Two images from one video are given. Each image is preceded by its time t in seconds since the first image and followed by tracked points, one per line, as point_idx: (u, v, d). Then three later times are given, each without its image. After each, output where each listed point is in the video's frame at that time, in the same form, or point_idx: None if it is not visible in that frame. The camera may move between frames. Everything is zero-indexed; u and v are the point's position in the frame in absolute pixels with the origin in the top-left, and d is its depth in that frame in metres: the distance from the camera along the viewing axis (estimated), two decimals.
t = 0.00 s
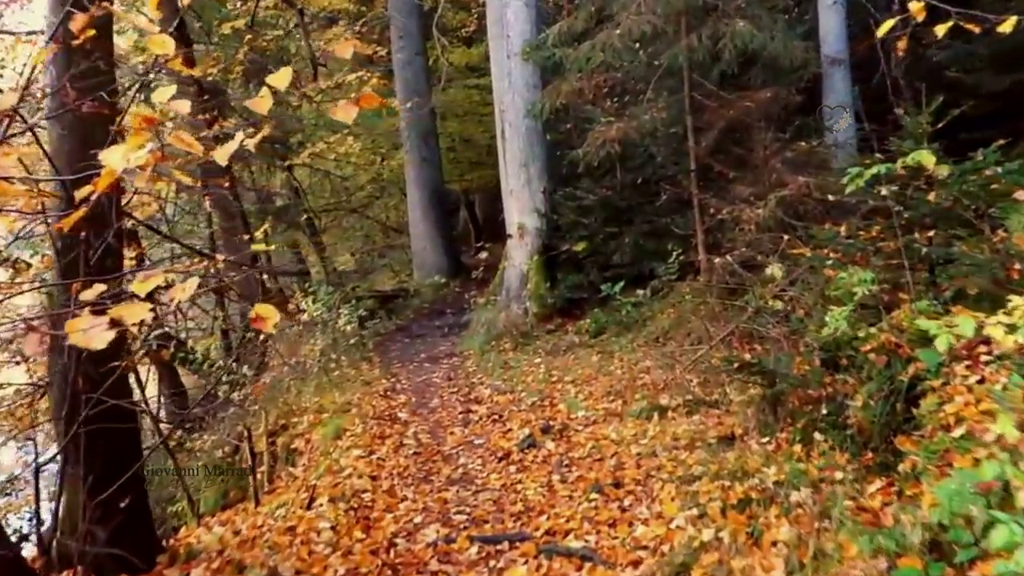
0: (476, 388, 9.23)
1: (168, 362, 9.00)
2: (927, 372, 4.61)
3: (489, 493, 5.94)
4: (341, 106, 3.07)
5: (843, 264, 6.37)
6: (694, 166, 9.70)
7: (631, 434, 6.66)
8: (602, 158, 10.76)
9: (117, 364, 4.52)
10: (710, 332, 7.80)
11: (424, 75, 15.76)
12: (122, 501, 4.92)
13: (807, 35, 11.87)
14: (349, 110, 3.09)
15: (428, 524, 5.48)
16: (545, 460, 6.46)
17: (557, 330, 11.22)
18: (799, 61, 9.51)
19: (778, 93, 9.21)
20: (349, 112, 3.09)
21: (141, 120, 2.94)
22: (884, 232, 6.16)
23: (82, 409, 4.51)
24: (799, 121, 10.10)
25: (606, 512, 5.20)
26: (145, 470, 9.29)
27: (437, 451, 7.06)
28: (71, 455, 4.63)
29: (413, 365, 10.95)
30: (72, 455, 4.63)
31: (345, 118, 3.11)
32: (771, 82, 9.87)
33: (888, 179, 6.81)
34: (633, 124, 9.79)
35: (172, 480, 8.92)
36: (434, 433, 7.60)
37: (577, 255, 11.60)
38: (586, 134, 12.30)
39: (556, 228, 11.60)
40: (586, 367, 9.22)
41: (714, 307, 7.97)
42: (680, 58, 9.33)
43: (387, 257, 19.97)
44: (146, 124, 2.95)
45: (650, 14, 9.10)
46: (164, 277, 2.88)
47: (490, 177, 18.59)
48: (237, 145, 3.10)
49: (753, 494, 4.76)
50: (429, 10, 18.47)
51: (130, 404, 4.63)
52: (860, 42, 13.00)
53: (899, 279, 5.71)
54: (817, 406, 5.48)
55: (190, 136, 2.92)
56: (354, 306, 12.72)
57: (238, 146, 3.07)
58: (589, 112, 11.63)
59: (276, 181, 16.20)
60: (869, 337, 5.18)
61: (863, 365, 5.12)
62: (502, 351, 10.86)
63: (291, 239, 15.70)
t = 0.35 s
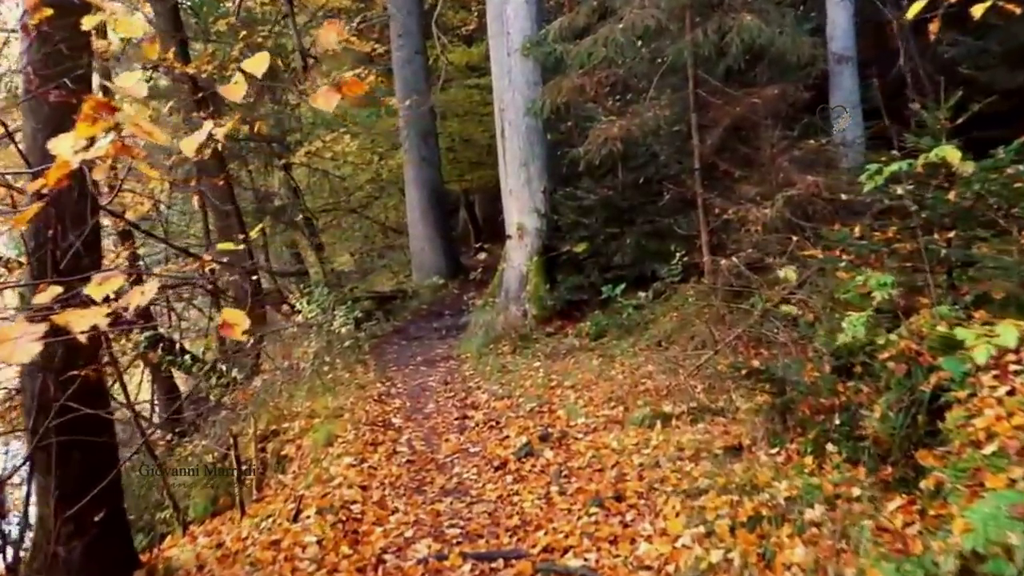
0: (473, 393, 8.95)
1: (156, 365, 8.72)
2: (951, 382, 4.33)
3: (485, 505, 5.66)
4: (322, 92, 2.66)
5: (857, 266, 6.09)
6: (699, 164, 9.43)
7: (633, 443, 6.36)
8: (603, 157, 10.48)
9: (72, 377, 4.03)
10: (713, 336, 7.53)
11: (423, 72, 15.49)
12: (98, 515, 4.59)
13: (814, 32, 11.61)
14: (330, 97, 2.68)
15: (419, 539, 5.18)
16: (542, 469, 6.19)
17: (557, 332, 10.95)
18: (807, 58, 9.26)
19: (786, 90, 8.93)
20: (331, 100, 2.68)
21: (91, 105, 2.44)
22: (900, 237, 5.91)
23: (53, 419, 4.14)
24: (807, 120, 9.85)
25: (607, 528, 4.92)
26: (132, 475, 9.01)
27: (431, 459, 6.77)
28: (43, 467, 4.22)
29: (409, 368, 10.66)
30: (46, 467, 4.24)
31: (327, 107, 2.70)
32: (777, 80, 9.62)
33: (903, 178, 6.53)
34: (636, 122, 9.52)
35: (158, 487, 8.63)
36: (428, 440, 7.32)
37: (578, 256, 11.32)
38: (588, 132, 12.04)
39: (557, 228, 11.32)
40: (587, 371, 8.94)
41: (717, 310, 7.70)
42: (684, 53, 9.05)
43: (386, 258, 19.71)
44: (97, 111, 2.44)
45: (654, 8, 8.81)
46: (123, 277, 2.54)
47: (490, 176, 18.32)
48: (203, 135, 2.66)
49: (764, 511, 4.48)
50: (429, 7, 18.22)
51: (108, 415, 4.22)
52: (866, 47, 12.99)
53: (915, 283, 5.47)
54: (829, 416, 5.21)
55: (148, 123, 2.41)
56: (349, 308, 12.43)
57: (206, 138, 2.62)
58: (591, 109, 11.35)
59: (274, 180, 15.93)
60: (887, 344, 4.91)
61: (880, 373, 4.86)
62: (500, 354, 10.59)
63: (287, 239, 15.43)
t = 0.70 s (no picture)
0: (470, 399, 8.67)
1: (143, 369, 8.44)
2: (975, 393, 4.10)
3: (482, 520, 5.39)
4: (298, 77, 2.48)
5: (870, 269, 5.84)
6: (703, 164, 9.17)
7: (636, 453, 6.09)
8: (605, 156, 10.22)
9: (20, 390, 3.66)
10: (718, 340, 7.26)
11: (423, 69, 15.23)
12: (67, 533, 4.27)
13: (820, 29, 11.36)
14: (306, 83, 2.49)
15: (411, 558, 4.93)
16: (541, 481, 5.92)
17: (557, 335, 10.68)
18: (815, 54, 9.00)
19: (793, 87, 8.67)
20: (307, 86, 2.50)
21: (27, 83, 2.15)
22: (916, 240, 5.65)
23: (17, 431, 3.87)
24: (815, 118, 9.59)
25: (610, 546, 4.66)
26: (119, 483, 8.73)
27: (426, 469, 6.50)
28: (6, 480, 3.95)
29: (405, 372, 10.39)
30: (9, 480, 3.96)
31: (303, 92, 2.51)
32: (784, 77, 9.35)
33: (917, 177, 6.27)
34: (639, 120, 9.27)
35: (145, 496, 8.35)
36: (423, 449, 7.05)
37: (579, 257, 11.05)
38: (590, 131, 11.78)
39: (557, 229, 11.05)
40: (588, 376, 8.67)
41: (722, 313, 7.44)
42: (689, 48, 8.78)
43: (384, 259, 19.43)
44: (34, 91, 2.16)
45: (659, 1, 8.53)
46: (73, 279, 2.30)
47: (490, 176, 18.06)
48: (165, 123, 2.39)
49: (777, 531, 4.21)
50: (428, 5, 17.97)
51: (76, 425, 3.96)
52: (870, 46, 12.79)
53: (934, 288, 5.21)
54: (843, 427, 4.94)
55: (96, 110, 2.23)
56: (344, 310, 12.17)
57: (167, 125, 2.35)
58: (593, 107, 11.08)
59: (270, 180, 15.66)
60: (906, 352, 4.64)
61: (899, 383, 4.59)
62: (498, 357, 10.32)
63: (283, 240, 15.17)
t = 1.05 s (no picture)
0: (468, 404, 8.42)
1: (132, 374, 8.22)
2: (1003, 404, 3.85)
3: (479, 533, 5.16)
4: (274, 60, 2.10)
5: (883, 271, 5.59)
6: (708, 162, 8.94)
7: (640, 463, 5.85)
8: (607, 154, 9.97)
9: None
10: (723, 344, 7.01)
11: (421, 67, 14.98)
12: (37, 551, 4.00)
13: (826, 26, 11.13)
14: (284, 66, 2.12)
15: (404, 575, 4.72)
16: (541, 492, 5.69)
17: (558, 338, 10.43)
18: (822, 50, 8.76)
19: (800, 84, 8.43)
20: (285, 70, 2.12)
21: None
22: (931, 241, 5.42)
23: None
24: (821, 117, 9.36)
25: (614, 564, 4.44)
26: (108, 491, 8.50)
27: (421, 479, 6.26)
28: None
29: (402, 375, 10.15)
30: None
31: (279, 77, 2.13)
32: (790, 73, 9.11)
33: (932, 176, 6.03)
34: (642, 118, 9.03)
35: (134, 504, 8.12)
36: (419, 456, 6.81)
37: (580, 258, 10.80)
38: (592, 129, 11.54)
39: (558, 229, 10.81)
40: (589, 380, 8.42)
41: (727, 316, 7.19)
42: (694, 43, 8.51)
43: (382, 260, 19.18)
44: None
45: None
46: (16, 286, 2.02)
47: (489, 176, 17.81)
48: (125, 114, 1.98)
49: (792, 549, 3.98)
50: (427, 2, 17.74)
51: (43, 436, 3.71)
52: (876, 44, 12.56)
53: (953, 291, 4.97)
54: (859, 438, 4.70)
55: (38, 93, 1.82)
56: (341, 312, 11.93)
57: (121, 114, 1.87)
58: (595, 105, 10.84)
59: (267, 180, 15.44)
60: (926, 359, 4.39)
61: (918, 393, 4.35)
62: (497, 360, 10.07)
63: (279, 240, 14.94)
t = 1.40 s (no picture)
0: (467, 410, 8.14)
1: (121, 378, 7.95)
2: None
3: (477, 551, 4.89)
4: (242, 38, 1.91)
5: (903, 274, 5.29)
6: (714, 161, 8.66)
7: (647, 475, 5.57)
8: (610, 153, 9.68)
9: None
10: (731, 348, 6.72)
11: (420, 64, 14.70)
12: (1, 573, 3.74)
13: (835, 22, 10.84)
14: (252, 44, 1.91)
15: None
16: (543, 505, 5.41)
17: (559, 342, 10.14)
18: (833, 45, 8.48)
19: (810, 80, 8.13)
20: (253, 48, 1.92)
21: None
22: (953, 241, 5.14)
23: None
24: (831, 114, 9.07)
25: None
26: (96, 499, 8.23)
27: (417, 490, 5.98)
28: None
29: (399, 379, 9.87)
30: None
31: (248, 56, 1.93)
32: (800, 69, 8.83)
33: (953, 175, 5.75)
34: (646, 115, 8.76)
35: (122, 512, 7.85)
36: (415, 465, 6.54)
37: (582, 260, 10.51)
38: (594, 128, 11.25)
39: (559, 230, 10.52)
40: (593, 385, 8.14)
41: (735, 320, 6.91)
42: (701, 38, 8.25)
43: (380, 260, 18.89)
44: None
45: None
46: None
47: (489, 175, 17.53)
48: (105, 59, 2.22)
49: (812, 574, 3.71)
50: None
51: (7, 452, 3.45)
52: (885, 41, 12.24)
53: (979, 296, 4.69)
54: (881, 451, 4.42)
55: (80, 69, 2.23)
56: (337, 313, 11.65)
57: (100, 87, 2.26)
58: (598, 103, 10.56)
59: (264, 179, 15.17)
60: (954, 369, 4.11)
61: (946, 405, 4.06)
62: (497, 364, 9.79)
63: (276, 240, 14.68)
